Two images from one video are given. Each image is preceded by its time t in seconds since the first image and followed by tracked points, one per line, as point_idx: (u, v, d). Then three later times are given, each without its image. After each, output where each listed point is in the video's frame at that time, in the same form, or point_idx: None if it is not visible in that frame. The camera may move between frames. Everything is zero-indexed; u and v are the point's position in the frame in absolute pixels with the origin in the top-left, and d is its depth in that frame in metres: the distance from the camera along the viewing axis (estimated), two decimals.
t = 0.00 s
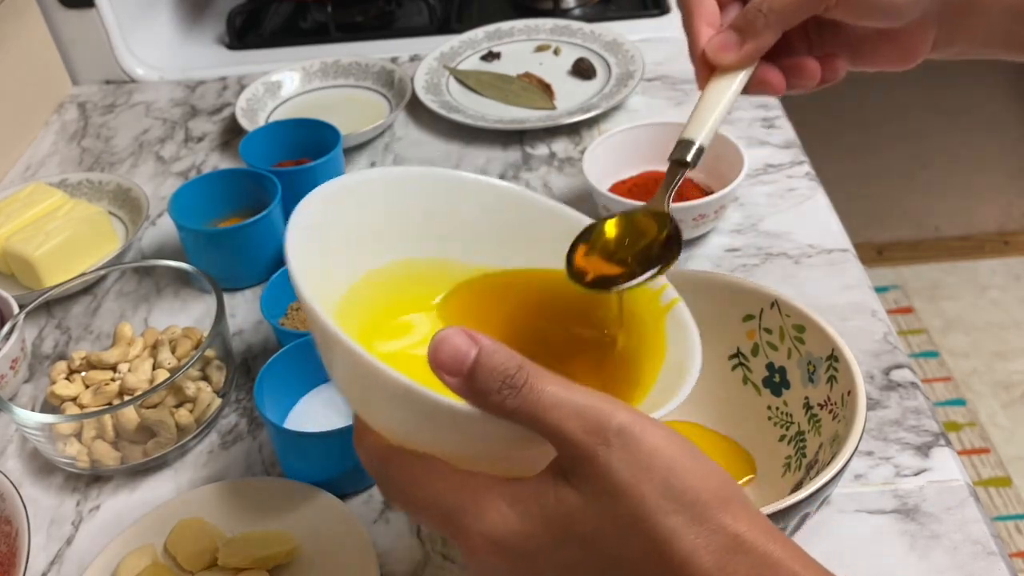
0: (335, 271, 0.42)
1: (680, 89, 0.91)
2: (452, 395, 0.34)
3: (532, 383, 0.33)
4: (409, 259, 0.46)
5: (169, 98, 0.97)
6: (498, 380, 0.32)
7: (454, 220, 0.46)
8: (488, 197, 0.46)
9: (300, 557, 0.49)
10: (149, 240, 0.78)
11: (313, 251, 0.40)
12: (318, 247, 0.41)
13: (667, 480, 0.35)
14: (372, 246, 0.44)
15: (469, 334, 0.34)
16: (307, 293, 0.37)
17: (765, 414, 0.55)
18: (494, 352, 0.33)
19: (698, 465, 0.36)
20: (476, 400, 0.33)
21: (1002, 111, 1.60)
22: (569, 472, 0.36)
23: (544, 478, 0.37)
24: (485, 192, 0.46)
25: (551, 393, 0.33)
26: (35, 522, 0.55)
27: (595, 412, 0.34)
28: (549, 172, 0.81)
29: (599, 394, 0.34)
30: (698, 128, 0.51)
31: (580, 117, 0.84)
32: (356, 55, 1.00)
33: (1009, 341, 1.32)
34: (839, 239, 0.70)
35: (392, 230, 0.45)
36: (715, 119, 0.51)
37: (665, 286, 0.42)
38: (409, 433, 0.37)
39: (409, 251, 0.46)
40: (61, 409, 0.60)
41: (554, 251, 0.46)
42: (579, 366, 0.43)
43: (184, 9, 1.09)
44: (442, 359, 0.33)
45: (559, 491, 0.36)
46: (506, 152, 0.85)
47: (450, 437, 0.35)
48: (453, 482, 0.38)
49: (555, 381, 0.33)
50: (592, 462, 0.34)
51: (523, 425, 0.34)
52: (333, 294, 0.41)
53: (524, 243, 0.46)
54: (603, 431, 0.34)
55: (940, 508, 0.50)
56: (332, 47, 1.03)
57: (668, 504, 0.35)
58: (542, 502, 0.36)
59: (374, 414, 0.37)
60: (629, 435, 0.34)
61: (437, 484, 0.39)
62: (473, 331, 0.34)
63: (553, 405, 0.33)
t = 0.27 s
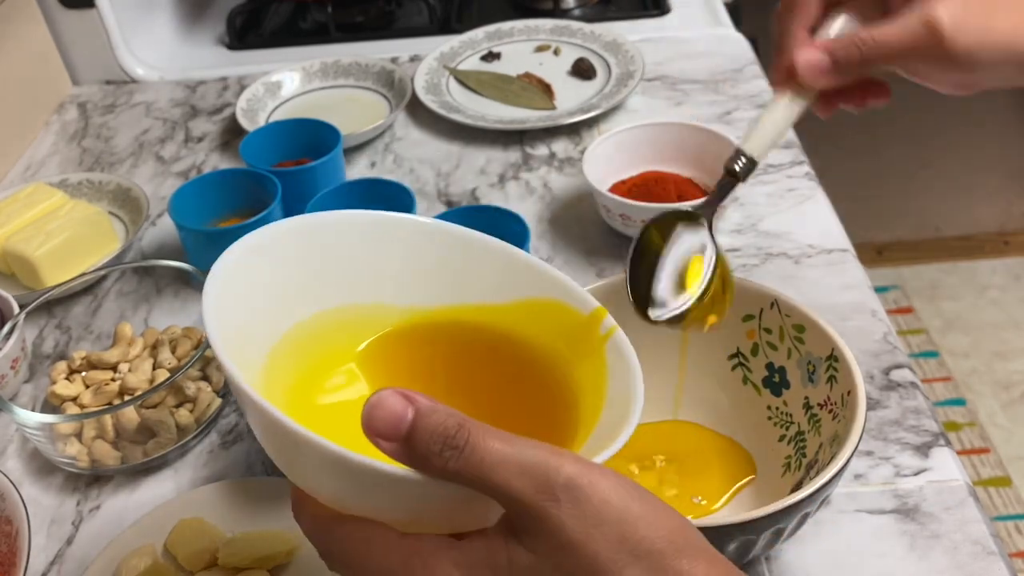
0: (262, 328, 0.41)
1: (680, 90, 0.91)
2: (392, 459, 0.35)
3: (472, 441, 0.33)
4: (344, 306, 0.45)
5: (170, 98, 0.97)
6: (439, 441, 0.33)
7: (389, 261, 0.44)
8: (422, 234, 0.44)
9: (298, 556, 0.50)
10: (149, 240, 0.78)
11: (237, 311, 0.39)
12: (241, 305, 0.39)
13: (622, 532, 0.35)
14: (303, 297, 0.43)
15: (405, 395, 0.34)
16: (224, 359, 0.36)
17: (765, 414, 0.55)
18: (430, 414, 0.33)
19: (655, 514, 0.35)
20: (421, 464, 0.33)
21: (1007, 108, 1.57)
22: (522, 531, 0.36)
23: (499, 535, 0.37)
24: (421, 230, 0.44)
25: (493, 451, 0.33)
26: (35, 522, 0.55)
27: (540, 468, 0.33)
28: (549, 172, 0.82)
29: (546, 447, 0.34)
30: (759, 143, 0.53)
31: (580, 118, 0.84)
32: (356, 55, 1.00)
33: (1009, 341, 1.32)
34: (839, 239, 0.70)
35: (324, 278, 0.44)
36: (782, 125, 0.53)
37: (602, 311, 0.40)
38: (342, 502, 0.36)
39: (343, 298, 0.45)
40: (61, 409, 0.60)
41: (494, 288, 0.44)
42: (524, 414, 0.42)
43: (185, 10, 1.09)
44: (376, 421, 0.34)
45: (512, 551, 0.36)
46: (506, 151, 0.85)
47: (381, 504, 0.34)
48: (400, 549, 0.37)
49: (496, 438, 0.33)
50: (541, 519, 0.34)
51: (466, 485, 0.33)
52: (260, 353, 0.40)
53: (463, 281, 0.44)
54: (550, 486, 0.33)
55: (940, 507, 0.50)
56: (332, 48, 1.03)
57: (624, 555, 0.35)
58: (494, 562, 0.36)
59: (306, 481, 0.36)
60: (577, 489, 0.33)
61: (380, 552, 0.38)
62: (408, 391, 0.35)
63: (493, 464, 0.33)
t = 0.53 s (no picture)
0: (262, 326, 0.40)
1: (680, 90, 0.91)
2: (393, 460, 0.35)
3: (474, 442, 0.33)
4: (343, 303, 0.44)
5: (170, 99, 0.98)
6: (440, 442, 0.32)
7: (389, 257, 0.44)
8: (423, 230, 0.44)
9: (299, 556, 0.50)
10: (149, 240, 0.78)
11: (236, 309, 0.38)
12: (241, 304, 0.39)
13: (623, 532, 0.35)
14: (302, 294, 0.43)
15: (406, 396, 0.34)
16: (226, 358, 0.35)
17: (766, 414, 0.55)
18: (431, 415, 0.33)
19: (658, 514, 0.35)
20: (420, 464, 0.33)
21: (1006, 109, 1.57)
22: (524, 534, 0.36)
23: (500, 536, 0.37)
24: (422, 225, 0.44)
25: (495, 451, 0.33)
26: (35, 522, 0.55)
27: (542, 469, 0.33)
28: (549, 172, 0.82)
29: (547, 448, 0.34)
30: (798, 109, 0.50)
31: (580, 118, 0.84)
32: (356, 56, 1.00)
33: (1008, 341, 1.32)
34: (839, 239, 0.70)
35: (323, 275, 0.43)
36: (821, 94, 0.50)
37: (604, 308, 0.40)
38: (345, 503, 0.36)
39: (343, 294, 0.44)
40: (61, 409, 0.60)
41: (495, 286, 0.44)
42: (528, 411, 0.42)
43: (185, 10, 1.09)
44: (379, 423, 0.34)
45: (513, 551, 0.37)
46: (506, 152, 0.85)
47: (385, 504, 0.34)
48: (403, 549, 0.38)
49: (498, 438, 0.33)
50: (544, 519, 0.34)
51: (469, 488, 0.33)
52: (261, 351, 0.40)
53: (463, 277, 0.44)
54: (552, 487, 0.33)
55: (939, 507, 0.50)
56: (333, 48, 1.03)
57: (626, 557, 0.35)
58: (495, 563, 0.37)
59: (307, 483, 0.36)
60: (579, 489, 0.34)
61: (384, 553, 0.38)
62: (411, 392, 0.35)
63: (494, 465, 0.33)
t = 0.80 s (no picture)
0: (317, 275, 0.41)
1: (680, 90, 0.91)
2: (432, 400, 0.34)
3: (516, 388, 0.32)
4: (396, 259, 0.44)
5: (170, 99, 0.98)
6: (482, 384, 0.32)
7: (442, 217, 0.44)
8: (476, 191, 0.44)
9: (299, 556, 0.50)
10: (149, 241, 0.78)
11: (291, 252, 0.39)
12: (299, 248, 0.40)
13: (657, 484, 0.35)
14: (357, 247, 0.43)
15: (452, 339, 0.33)
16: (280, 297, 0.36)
17: (765, 414, 0.55)
18: (476, 357, 0.33)
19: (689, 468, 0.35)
20: (460, 407, 0.33)
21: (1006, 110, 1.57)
22: (558, 479, 0.36)
23: (537, 482, 0.37)
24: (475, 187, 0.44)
25: (536, 398, 0.33)
26: (36, 522, 0.55)
27: (581, 415, 0.33)
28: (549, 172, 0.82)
29: (586, 397, 0.34)
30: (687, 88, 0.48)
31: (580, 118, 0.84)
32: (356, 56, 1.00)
33: (1008, 341, 1.32)
34: (839, 239, 0.70)
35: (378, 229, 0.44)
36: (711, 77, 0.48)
37: (653, 277, 0.40)
38: (391, 445, 0.36)
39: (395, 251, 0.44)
40: (61, 409, 0.60)
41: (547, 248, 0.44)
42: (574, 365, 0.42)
43: (185, 10, 1.09)
44: (422, 364, 0.33)
45: (549, 497, 0.37)
46: (506, 152, 0.85)
47: (432, 445, 0.34)
48: (439, 489, 0.40)
49: (539, 385, 0.33)
50: (581, 465, 0.34)
51: (509, 431, 0.33)
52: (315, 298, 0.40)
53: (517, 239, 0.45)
54: (589, 435, 0.33)
55: (939, 507, 0.50)
56: (333, 48, 1.03)
57: (660, 508, 0.35)
58: (533, 508, 0.37)
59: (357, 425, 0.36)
60: (616, 438, 0.34)
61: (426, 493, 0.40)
62: (454, 335, 0.34)
63: (536, 410, 0.33)
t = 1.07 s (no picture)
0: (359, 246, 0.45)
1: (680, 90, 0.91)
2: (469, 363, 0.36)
3: (550, 353, 0.34)
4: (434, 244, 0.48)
5: (169, 98, 0.97)
6: (517, 350, 0.33)
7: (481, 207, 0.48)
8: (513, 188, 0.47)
9: (298, 557, 0.50)
10: (149, 240, 0.78)
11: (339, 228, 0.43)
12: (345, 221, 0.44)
13: (686, 456, 0.34)
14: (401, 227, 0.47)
15: (489, 305, 0.35)
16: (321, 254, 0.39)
17: (765, 414, 0.55)
18: (511, 324, 0.34)
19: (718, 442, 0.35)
20: (494, 371, 0.34)
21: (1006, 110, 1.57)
22: (589, 446, 0.35)
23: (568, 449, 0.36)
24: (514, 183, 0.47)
25: (569, 364, 0.34)
26: (35, 522, 0.55)
27: (614, 381, 0.34)
28: (549, 171, 0.82)
29: (618, 367, 0.35)
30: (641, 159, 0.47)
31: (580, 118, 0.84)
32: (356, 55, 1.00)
33: (1008, 341, 1.32)
34: (840, 239, 0.70)
35: (421, 213, 0.47)
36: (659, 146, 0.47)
37: (682, 272, 0.42)
38: (424, 411, 0.38)
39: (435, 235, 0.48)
40: (61, 409, 0.60)
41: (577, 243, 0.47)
42: (596, 348, 0.44)
43: (185, 9, 1.09)
44: (459, 327, 0.34)
45: (578, 464, 0.36)
46: (506, 152, 0.85)
47: (468, 409, 0.36)
48: (470, 456, 0.38)
49: (573, 353, 0.34)
50: (611, 433, 0.34)
51: (542, 396, 0.34)
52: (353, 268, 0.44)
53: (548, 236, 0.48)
54: (621, 402, 0.34)
55: (940, 508, 0.50)
56: (332, 47, 1.03)
57: (689, 478, 0.34)
58: (561, 475, 0.36)
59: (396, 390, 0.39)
60: (647, 405, 0.34)
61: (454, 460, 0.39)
62: (492, 303, 0.36)
63: (568, 374, 0.34)
